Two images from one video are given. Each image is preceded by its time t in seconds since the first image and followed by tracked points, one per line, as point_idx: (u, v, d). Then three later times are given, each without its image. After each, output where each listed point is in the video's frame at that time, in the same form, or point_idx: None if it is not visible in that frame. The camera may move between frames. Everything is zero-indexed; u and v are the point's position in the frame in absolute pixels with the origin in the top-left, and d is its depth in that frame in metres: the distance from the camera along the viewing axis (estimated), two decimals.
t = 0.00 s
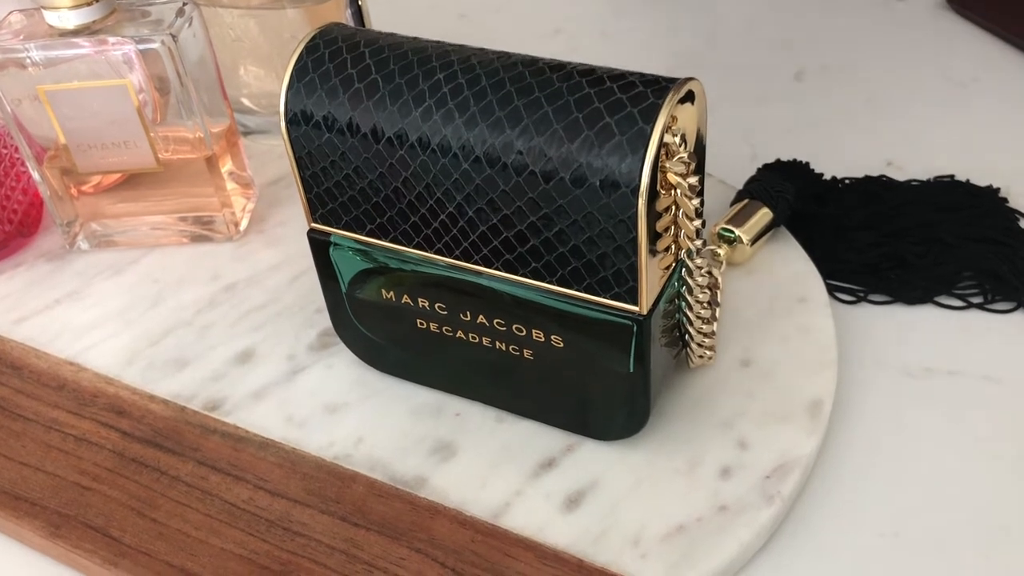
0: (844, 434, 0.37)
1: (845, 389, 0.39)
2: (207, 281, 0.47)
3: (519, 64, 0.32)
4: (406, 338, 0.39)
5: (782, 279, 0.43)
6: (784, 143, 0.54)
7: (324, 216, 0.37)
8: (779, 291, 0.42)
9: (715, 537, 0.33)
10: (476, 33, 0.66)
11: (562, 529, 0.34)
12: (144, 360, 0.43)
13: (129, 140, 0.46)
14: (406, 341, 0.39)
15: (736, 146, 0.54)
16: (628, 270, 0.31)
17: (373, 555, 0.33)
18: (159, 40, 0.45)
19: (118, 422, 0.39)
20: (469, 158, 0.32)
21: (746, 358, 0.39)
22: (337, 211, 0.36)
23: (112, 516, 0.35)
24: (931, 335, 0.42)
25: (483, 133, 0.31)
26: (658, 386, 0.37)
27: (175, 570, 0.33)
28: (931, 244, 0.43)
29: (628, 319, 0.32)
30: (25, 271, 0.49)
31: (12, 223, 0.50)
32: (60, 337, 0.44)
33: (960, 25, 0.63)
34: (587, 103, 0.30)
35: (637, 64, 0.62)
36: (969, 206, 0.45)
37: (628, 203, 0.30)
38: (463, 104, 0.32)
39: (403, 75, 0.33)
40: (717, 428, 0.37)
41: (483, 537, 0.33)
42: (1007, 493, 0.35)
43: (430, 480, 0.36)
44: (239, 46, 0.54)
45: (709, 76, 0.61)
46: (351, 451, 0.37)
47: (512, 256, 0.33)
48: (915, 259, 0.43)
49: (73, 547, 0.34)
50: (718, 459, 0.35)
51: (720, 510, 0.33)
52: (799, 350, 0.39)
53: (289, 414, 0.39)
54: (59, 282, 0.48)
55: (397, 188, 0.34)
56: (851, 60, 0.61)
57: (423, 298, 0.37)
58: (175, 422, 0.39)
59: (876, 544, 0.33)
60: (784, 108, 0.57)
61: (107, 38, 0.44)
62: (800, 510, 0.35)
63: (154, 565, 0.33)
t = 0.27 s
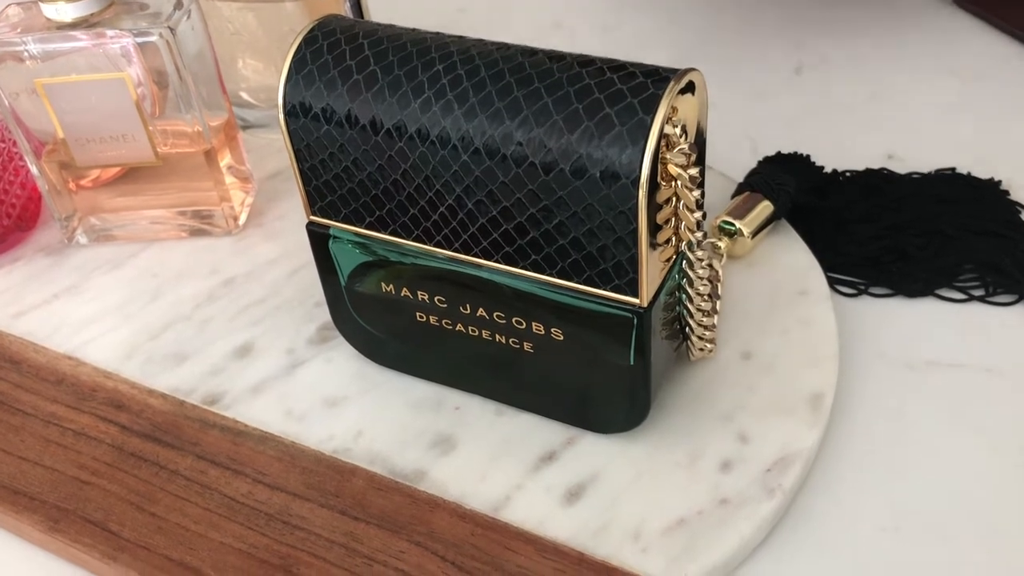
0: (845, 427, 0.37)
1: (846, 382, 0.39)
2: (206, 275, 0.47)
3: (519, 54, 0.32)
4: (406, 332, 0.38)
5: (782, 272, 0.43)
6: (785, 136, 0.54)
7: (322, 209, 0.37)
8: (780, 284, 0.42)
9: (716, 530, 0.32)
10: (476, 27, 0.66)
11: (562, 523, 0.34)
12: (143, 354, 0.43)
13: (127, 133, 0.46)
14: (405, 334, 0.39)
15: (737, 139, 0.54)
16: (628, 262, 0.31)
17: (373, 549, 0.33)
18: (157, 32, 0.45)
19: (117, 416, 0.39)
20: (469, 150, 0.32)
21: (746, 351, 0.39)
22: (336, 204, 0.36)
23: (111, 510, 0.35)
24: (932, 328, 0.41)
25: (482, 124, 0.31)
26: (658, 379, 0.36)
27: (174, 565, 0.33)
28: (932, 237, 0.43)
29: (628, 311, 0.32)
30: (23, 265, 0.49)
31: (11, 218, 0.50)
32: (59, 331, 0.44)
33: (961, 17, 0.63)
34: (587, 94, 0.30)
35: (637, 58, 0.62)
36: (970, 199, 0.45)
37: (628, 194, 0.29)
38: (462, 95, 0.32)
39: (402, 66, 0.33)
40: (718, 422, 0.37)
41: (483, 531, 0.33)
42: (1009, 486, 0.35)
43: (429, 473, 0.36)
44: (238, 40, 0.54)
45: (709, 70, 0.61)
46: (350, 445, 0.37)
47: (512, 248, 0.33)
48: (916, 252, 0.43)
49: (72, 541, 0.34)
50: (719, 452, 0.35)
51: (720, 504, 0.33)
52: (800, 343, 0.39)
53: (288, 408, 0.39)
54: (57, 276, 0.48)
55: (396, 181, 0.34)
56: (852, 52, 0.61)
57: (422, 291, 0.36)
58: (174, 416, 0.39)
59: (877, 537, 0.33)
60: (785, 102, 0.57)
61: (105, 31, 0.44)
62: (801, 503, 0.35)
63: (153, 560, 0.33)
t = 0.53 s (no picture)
0: (841, 426, 0.37)
1: (842, 381, 0.39)
2: (204, 275, 0.47)
3: (514, 55, 0.32)
4: (403, 331, 0.39)
5: (779, 271, 0.43)
6: (782, 134, 0.54)
7: (319, 209, 0.37)
8: (776, 283, 0.42)
9: (712, 529, 0.33)
10: (473, 26, 0.66)
11: (559, 522, 0.34)
12: (141, 354, 0.43)
13: (124, 133, 0.46)
14: (402, 334, 0.39)
15: (734, 138, 0.54)
16: (623, 262, 0.31)
17: (370, 548, 0.33)
18: (154, 32, 0.45)
19: (115, 416, 0.39)
20: (464, 151, 0.32)
21: (743, 350, 0.39)
22: (333, 204, 0.36)
23: (110, 510, 0.35)
24: (929, 327, 0.42)
25: (477, 125, 0.31)
26: (654, 379, 0.37)
27: (172, 564, 0.33)
28: (929, 236, 0.43)
29: (624, 311, 0.32)
30: (22, 265, 0.49)
31: (9, 218, 0.50)
32: (57, 331, 0.44)
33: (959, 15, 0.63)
34: (581, 95, 0.30)
35: (635, 56, 0.62)
36: (967, 198, 0.45)
37: (623, 195, 0.30)
38: (457, 96, 0.32)
39: (398, 67, 0.33)
40: (714, 421, 0.37)
41: (480, 530, 0.33)
42: (1004, 484, 0.35)
43: (427, 473, 0.36)
44: (235, 39, 0.54)
45: (707, 68, 0.61)
46: (348, 444, 0.37)
47: (508, 249, 0.33)
48: (912, 251, 0.43)
49: (70, 541, 0.35)
50: (715, 451, 0.35)
51: (716, 503, 0.33)
52: (796, 342, 0.39)
53: (286, 408, 0.39)
54: (56, 276, 0.48)
55: (392, 181, 0.34)
56: (849, 51, 0.61)
57: (419, 291, 0.37)
58: (172, 416, 0.39)
59: (873, 535, 0.33)
60: (782, 100, 0.57)
61: (102, 31, 0.44)
62: (796, 502, 0.35)
63: (151, 559, 0.34)
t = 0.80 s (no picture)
0: (838, 425, 0.37)
1: (839, 379, 0.39)
2: (201, 274, 0.47)
3: (510, 54, 0.32)
4: (400, 331, 0.39)
5: (776, 270, 0.43)
6: (780, 133, 0.54)
7: (316, 209, 0.37)
8: (773, 282, 0.42)
9: (709, 528, 0.33)
10: (470, 25, 0.66)
11: (556, 521, 0.34)
12: (138, 354, 0.43)
13: (121, 132, 0.46)
14: (399, 333, 0.39)
15: (731, 137, 0.54)
16: (620, 261, 0.31)
17: (367, 547, 0.33)
18: (151, 32, 0.45)
19: (112, 415, 0.39)
20: (461, 150, 0.32)
21: (740, 349, 0.39)
22: (329, 204, 0.36)
23: (107, 509, 0.35)
24: (926, 326, 0.42)
25: (474, 124, 0.31)
26: (652, 378, 0.37)
27: (169, 564, 0.33)
28: (926, 234, 0.43)
29: (621, 310, 0.32)
30: (19, 265, 0.49)
31: (6, 218, 0.50)
32: (54, 331, 0.44)
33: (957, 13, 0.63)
34: (578, 94, 0.30)
35: (632, 55, 0.62)
36: (964, 196, 0.45)
37: (619, 193, 0.30)
38: (454, 95, 0.32)
39: (394, 66, 0.33)
40: (712, 419, 0.37)
41: (477, 529, 0.33)
42: (1001, 482, 0.35)
43: (424, 472, 0.36)
44: (232, 39, 0.54)
45: (704, 67, 0.61)
46: (345, 444, 0.37)
47: (504, 248, 0.33)
48: (910, 249, 0.43)
49: (67, 541, 0.35)
50: (712, 450, 0.35)
51: (713, 501, 0.33)
52: (794, 340, 0.39)
53: (283, 407, 0.39)
54: (53, 276, 0.48)
55: (389, 180, 0.34)
56: (847, 49, 0.61)
57: (416, 290, 0.37)
58: (169, 416, 0.39)
59: (870, 534, 0.33)
60: (780, 99, 0.57)
61: (99, 31, 0.44)
62: (794, 500, 0.35)
63: (148, 559, 0.34)
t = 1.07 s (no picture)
0: (831, 426, 0.37)
1: (833, 380, 0.39)
2: (196, 276, 0.47)
3: (502, 56, 0.32)
4: (394, 333, 0.39)
5: (770, 271, 0.43)
6: (774, 134, 0.54)
7: (309, 211, 0.37)
8: (767, 283, 0.42)
9: (702, 530, 0.33)
10: (466, 26, 0.66)
11: (550, 522, 0.34)
12: (132, 356, 0.43)
13: (116, 134, 0.46)
14: (393, 335, 0.39)
15: (726, 138, 0.54)
16: (612, 264, 0.31)
17: (360, 550, 0.33)
18: (144, 34, 0.45)
19: (106, 418, 0.39)
20: (453, 152, 0.32)
21: (734, 351, 0.39)
22: (322, 206, 0.36)
23: (100, 512, 0.35)
24: (919, 327, 0.42)
25: (466, 127, 0.31)
26: (645, 380, 0.37)
27: (163, 566, 0.33)
28: (920, 235, 0.43)
29: (613, 312, 0.32)
30: (13, 267, 0.49)
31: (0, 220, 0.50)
32: (48, 333, 0.44)
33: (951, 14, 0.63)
34: (570, 96, 0.30)
35: (627, 56, 0.62)
36: (958, 197, 0.45)
37: (611, 196, 0.30)
38: (446, 97, 0.32)
39: (386, 69, 0.33)
40: (705, 421, 0.37)
41: (470, 531, 0.33)
42: (994, 484, 0.35)
43: (417, 474, 0.36)
44: (227, 40, 0.54)
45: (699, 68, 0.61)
46: (338, 446, 0.37)
47: (497, 250, 0.33)
48: (903, 251, 0.43)
49: (60, 543, 0.34)
50: (705, 451, 0.35)
51: (706, 503, 0.33)
52: (787, 341, 0.39)
53: (277, 409, 0.39)
54: (47, 278, 0.48)
55: (382, 183, 0.34)
56: (842, 50, 0.61)
57: (409, 292, 0.37)
58: (163, 418, 0.39)
59: (863, 535, 0.33)
60: (774, 100, 0.57)
61: (92, 32, 0.44)
62: (787, 502, 0.35)
63: (141, 561, 0.34)
